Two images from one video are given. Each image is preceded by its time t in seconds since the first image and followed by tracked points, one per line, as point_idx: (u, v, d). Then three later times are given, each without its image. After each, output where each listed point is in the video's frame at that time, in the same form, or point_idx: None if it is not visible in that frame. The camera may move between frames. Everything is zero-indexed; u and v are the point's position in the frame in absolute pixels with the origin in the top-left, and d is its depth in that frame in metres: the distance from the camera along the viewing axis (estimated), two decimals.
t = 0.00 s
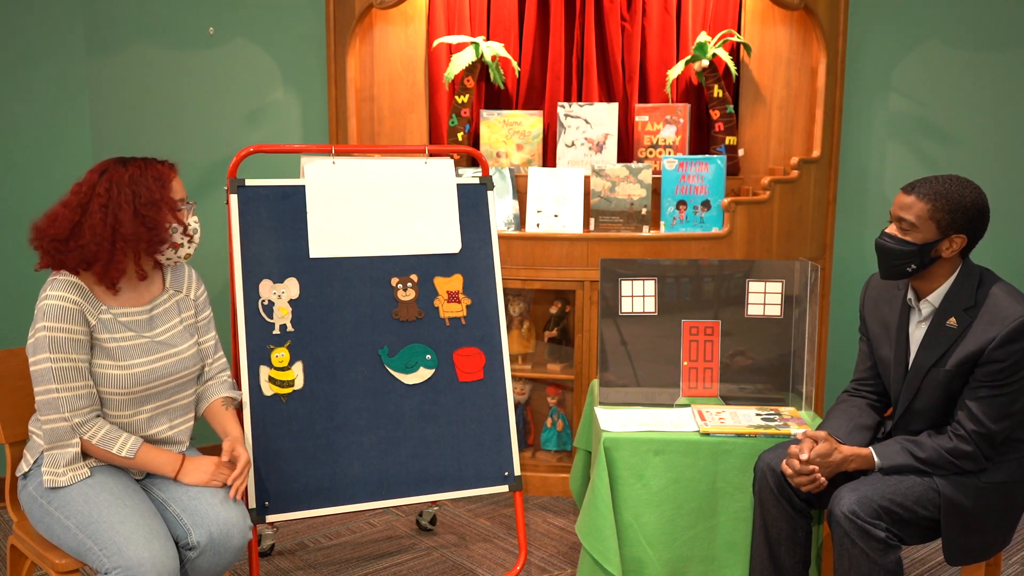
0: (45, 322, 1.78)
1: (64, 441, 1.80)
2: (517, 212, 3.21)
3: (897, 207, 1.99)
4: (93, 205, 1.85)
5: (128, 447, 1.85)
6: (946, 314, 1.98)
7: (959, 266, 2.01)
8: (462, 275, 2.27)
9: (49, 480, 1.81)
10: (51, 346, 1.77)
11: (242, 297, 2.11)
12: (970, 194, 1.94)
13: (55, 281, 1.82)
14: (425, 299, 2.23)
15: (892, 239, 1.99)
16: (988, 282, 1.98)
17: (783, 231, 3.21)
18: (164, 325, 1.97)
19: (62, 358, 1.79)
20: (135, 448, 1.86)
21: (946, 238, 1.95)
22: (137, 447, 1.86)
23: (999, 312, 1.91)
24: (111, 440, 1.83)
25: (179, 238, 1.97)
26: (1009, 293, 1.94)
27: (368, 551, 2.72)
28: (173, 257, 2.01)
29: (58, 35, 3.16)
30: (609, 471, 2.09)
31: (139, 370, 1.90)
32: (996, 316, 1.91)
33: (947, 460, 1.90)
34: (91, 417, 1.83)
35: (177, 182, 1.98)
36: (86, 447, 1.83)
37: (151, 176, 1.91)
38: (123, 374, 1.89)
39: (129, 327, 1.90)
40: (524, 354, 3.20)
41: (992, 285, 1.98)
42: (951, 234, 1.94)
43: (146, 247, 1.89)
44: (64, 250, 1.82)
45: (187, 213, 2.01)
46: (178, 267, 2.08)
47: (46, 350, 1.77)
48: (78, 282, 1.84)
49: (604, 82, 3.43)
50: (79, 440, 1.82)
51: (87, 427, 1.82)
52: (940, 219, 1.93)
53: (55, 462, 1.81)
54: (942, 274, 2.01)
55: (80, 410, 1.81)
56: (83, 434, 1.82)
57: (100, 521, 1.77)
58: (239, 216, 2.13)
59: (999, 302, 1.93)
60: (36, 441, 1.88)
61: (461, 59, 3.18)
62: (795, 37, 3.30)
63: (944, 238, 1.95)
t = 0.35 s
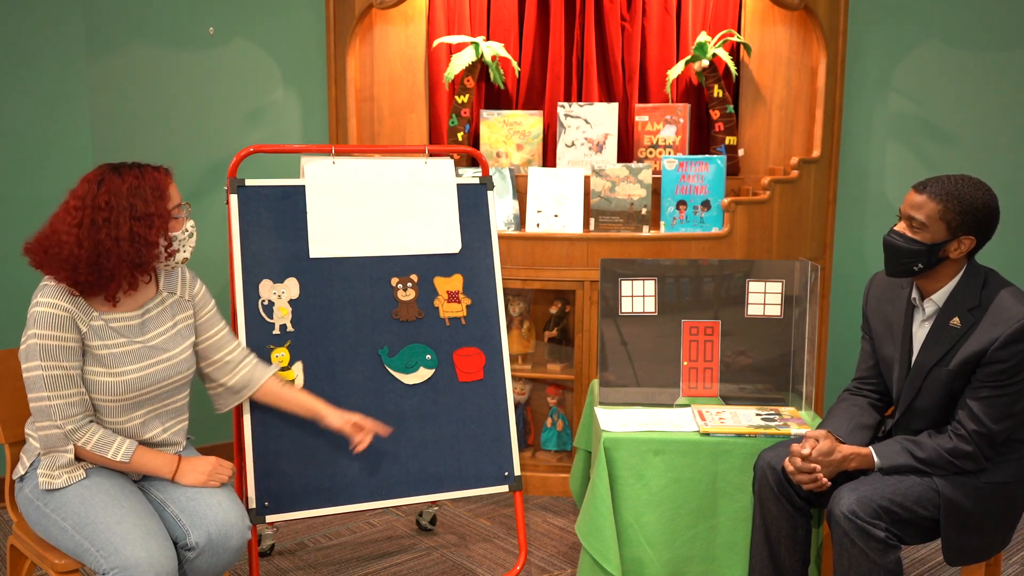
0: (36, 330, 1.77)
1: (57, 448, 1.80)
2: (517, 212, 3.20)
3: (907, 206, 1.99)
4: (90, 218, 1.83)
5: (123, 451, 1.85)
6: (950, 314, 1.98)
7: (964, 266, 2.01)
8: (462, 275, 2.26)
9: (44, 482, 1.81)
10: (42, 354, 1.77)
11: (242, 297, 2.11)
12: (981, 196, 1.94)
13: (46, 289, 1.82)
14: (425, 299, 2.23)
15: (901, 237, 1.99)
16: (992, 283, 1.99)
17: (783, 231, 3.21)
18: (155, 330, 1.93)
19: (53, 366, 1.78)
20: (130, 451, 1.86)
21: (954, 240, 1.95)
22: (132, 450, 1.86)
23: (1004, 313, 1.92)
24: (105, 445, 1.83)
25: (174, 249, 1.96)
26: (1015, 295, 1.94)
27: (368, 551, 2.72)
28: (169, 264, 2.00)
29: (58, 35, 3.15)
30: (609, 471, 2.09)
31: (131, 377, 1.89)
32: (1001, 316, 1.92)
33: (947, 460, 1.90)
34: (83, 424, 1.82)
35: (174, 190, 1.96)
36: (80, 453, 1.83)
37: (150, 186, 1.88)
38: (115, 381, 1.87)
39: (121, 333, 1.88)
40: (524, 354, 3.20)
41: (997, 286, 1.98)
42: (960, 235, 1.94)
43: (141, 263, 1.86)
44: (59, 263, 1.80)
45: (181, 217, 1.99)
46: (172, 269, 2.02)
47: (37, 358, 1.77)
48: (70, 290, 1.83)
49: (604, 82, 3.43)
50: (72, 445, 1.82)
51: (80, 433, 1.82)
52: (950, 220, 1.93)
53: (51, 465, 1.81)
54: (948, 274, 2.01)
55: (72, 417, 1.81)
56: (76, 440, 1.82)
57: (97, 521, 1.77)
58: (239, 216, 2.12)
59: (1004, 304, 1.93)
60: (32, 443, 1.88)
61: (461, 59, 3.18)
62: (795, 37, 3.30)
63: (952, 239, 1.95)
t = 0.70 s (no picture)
0: (52, 332, 1.78)
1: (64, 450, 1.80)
2: (517, 213, 3.20)
3: (901, 206, 1.99)
4: (107, 227, 1.82)
5: (128, 454, 1.85)
6: (947, 313, 1.98)
7: (960, 265, 2.01)
8: (462, 275, 2.26)
9: (50, 480, 1.81)
10: (56, 358, 1.77)
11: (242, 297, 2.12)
12: (974, 194, 1.94)
13: (63, 292, 1.81)
14: (425, 299, 2.23)
15: (896, 237, 1.99)
16: (989, 281, 1.98)
17: (783, 231, 3.21)
18: (171, 335, 1.93)
19: (66, 370, 1.78)
20: (135, 454, 1.86)
21: (948, 239, 1.95)
22: (137, 454, 1.87)
23: (1001, 311, 1.91)
24: (110, 448, 1.83)
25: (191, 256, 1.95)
26: (1011, 294, 1.94)
27: (368, 551, 2.72)
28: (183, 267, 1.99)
29: (58, 35, 3.15)
30: (609, 471, 2.09)
31: (145, 384, 1.89)
32: (998, 315, 1.91)
33: (949, 460, 1.90)
34: (88, 427, 1.82)
35: (190, 194, 1.95)
36: (86, 454, 1.83)
37: (167, 193, 1.87)
38: (129, 387, 1.87)
39: (136, 338, 1.88)
40: (524, 354, 3.20)
41: (993, 284, 1.98)
42: (953, 234, 1.94)
43: (161, 271, 1.86)
44: (76, 272, 1.79)
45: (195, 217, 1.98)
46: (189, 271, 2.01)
47: (50, 361, 1.77)
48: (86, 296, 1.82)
49: (604, 82, 3.43)
50: (77, 448, 1.81)
51: (85, 437, 1.81)
52: (944, 219, 1.92)
53: (57, 463, 1.82)
54: (944, 274, 2.01)
55: (77, 421, 1.81)
56: (81, 443, 1.82)
57: (101, 522, 1.77)
58: (239, 216, 2.13)
59: (1001, 302, 1.93)
60: (38, 439, 1.89)
61: (461, 59, 3.18)
62: (795, 37, 3.30)
63: (946, 238, 1.95)
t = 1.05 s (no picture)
0: (71, 332, 1.77)
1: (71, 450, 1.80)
2: (517, 212, 3.20)
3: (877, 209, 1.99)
4: (134, 233, 1.81)
5: (134, 454, 1.85)
6: (933, 312, 1.98)
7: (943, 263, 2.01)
8: (462, 275, 2.26)
9: (56, 477, 1.82)
10: (73, 358, 1.77)
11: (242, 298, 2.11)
12: (950, 195, 1.94)
13: (84, 293, 1.81)
14: (425, 299, 2.23)
15: (873, 240, 2.00)
16: (972, 278, 1.99)
17: (783, 231, 3.21)
18: (185, 340, 1.94)
19: (82, 370, 1.78)
20: (141, 454, 1.86)
21: (925, 239, 1.95)
22: (144, 453, 1.87)
23: (984, 307, 1.92)
24: (116, 448, 1.83)
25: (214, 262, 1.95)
26: (992, 289, 1.95)
27: (368, 551, 2.72)
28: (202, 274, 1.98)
29: (58, 34, 3.15)
30: (610, 471, 2.09)
31: (159, 388, 1.89)
32: (981, 311, 1.92)
33: (947, 458, 1.90)
34: (95, 427, 1.82)
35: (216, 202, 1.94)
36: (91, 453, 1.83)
37: (194, 201, 1.87)
38: (142, 390, 1.88)
39: (154, 342, 1.88)
40: (524, 354, 3.20)
41: (976, 281, 1.98)
42: (930, 235, 1.94)
43: (187, 279, 1.86)
44: (101, 277, 1.79)
45: (221, 224, 1.98)
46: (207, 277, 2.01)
47: (66, 360, 1.76)
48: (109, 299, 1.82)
49: (604, 82, 3.43)
50: (83, 447, 1.81)
51: (92, 437, 1.81)
52: (920, 220, 1.93)
53: (65, 461, 1.82)
54: (926, 274, 2.01)
55: (85, 421, 1.80)
56: (88, 443, 1.81)
57: (107, 521, 1.78)
58: (239, 217, 2.13)
59: (983, 298, 1.93)
60: (45, 435, 1.89)
61: (461, 59, 3.18)
62: (795, 37, 3.30)
63: (923, 239, 1.95)
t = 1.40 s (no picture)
0: (72, 333, 1.77)
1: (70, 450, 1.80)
2: (517, 213, 3.20)
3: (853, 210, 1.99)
4: (137, 232, 1.81)
5: (133, 454, 1.85)
6: (915, 308, 1.99)
7: (921, 260, 2.01)
8: (462, 275, 2.26)
9: (56, 476, 1.82)
10: (73, 358, 1.76)
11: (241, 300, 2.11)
12: (923, 190, 1.94)
13: (85, 292, 1.81)
14: (425, 299, 2.23)
15: (852, 239, 1.99)
16: (950, 271, 1.99)
17: (783, 231, 3.21)
18: (186, 340, 1.94)
19: (82, 370, 1.78)
20: (141, 454, 1.86)
21: (901, 236, 1.95)
22: (143, 453, 1.87)
23: (963, 300, 1.92)
24: (116, 448, 1.83)
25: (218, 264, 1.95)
26: (969, 281, 1.96)
27: (368, 551, 2.72)
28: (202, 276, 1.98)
29: (59, 34, 3.15)
30: (610, 471, 2.09)
31: (159, 389, 1.89)
32: (960, 304, 1.92)
33: (943, 453, 1.90)
34: (95, 427, 1.82)
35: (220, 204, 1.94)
36: (91, 454, 1.83)
37: (198, 202, 1.87)
38: (142, 390, 1.88)
39: (155, 343, 1.88)
40: (524, 354, 3.20)
41: (953, 273, 1.99)
42: (905, 231, 1.95)
43: (189, 280, 1.86)
44: (104, 276, 1.79)
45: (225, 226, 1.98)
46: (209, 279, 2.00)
47: (66, 360, 1.76)
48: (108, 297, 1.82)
49: (604, 82, 3.43)
50: (83, 447, 1.81)
51: (92, 437, 1.81)
52: (895, 217, 1.93)
53: (65, 461, 1.82)
54: (905, 271, 2.01)
55: (84, 421, 1.80)
56: (88, 443, 1.81)
57: (106, 521, 1.78)
58: (239, 217, 2.13)
59: (962, 291, 1.94)
60: (44, 435, 1.89)
61: (461, 59, 3.18)
62: (795, 37, 3.30)
63: (899, 235, 1.95)
